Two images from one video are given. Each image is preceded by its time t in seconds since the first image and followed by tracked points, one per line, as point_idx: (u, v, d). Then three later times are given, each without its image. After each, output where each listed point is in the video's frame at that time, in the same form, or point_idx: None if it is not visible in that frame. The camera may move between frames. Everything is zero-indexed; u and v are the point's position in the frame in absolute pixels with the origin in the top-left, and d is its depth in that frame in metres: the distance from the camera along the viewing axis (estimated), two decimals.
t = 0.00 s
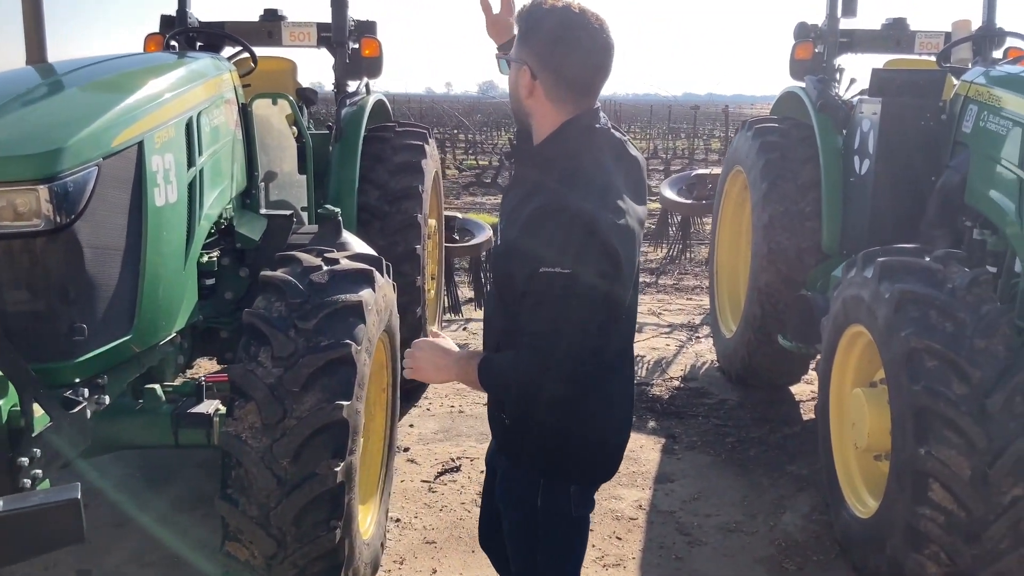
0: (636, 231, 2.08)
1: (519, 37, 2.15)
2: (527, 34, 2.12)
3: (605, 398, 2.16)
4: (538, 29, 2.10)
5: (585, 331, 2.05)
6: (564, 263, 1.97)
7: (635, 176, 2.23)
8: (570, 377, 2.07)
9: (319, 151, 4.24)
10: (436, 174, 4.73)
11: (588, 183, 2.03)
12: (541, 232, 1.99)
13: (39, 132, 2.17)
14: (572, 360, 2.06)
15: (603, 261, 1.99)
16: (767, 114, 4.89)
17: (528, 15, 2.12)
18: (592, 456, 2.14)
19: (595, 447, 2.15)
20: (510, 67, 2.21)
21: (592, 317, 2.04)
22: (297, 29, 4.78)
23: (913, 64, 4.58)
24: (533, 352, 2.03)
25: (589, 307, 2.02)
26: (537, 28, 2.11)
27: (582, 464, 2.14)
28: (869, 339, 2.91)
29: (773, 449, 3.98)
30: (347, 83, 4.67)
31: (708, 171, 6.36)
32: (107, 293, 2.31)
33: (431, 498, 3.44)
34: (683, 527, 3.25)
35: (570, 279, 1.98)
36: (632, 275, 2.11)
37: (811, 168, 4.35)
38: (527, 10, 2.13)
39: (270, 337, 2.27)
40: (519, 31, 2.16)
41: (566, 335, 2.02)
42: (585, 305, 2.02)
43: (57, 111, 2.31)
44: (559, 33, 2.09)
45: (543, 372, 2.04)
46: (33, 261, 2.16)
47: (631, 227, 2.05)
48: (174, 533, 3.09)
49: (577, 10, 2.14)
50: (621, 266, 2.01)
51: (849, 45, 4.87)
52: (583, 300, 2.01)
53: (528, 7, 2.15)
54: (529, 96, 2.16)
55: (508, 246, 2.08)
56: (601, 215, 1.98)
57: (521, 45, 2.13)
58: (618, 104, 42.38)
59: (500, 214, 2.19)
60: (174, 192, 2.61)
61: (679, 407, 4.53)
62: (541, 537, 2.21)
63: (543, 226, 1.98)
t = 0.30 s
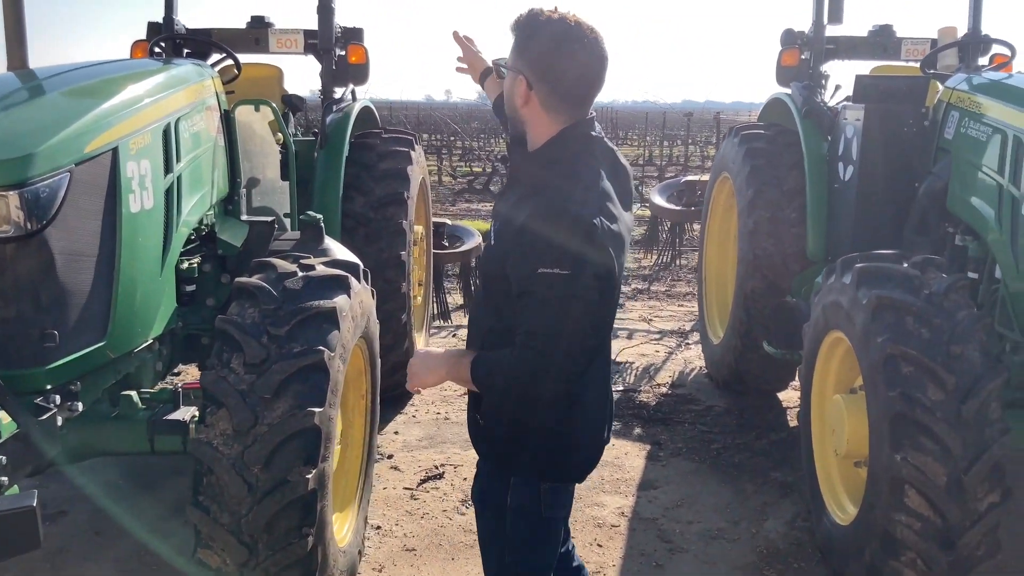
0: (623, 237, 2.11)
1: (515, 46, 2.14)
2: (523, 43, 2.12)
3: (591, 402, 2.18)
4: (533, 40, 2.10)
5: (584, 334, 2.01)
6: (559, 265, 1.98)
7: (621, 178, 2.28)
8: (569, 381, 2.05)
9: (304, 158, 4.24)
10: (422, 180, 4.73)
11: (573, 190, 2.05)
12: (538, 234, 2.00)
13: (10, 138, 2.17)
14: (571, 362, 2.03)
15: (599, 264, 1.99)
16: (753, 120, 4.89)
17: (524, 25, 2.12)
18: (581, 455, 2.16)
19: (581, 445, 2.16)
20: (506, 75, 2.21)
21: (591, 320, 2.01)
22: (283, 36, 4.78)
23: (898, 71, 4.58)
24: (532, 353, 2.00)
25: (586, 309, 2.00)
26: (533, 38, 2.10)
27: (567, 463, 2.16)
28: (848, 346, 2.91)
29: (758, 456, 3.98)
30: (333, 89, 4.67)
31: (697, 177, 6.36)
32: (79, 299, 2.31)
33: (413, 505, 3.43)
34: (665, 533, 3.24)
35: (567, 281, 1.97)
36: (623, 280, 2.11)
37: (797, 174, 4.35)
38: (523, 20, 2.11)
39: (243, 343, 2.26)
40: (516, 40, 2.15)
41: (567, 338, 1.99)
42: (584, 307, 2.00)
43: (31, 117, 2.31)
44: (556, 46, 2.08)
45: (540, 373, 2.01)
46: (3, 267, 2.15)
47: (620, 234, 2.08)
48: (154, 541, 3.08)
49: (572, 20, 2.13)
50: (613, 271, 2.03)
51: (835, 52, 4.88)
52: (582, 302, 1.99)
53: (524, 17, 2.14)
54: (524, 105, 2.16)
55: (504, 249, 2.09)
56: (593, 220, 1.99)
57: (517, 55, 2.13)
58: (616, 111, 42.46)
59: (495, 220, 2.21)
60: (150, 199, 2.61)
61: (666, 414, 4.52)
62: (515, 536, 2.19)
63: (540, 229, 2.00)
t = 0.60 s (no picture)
0: (614, 255, 2.12)
1: (521, 69, 2.19)
2: (529, 67, 2.17)
3: (582, 410, 2.19)
4: (540, 62, 2.15)
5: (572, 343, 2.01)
6: (545, 275, 1.99)
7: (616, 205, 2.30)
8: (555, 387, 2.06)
9: (292, 183, 4.26)
10: (411, 205, 4.74)
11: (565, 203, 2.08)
12: (525, 246, 2.03)
13: None
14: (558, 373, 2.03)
15: (588, 275, 2.00)
16: (741, 146, 4.92)
17: (530, 49, 2.17)
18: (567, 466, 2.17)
19: (567, 456, 2.16)
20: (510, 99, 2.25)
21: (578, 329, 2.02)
22: (274, 61, 4.82)
23: (883, 97, 4.62)
24: (520, 359, 2.01)
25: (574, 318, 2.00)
26: (539, 61, 2.15)
27: (555, 475, 2.16)
28: (829, 370, 2.90)
29: (745, 481, 3.96)
30: (322, 114, 4.70)
31: (688, 202, 6.39)
32: (54, 323, 2.31)
33: (395, 531, 3.40)
34: (649, 559, 3.22)
35: (551, 291, 1.98)
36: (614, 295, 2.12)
37: (783, 199, 4.37)
38: (531, 45, 2.17)
39: (217, 367, 2.26)
40: (522, 64, 2.20)
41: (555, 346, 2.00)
42: (574, 318, 2.00)
43: (9, 140, 2.32)
44: (560, 69, 2.13)
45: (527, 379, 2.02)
46: None
47: (609, 249, 2.10)
48: (132, 567, 3.06)
49: (576, 50, 2.20)
50: (599, 284, 2.03)
51: (822, 77, 4.91)
52: (569, 312, 1.99)
53: (531, 44, 2.20)
54: (526, 126, 2.20)
55: (495, 263, 2.11)
56: (581, 234, 2.01)
57: (523, 76, 2.18)
58: (613, 137, 42.68)
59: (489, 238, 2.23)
60: (129, 223, 2.61)
61: (655, 438, 4.51)
62: (496, 558, 2.18)
63: (527, 241, 2.03)
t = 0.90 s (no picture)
0: (595, 298, 2.20)
1: (514, 128, 2.34)
2: (522, 124, 2.32)
3: (581, 456, 2.27)
4: (532, 119, 2.30)
5: (549, 379, 2.09)
6: (530, 313, 2.08)
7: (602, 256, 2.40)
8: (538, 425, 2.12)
9: (282, 239, 4.28)
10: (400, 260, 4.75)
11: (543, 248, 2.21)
12: (513, 286, 2.13)
13: None
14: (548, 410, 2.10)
15: (566, 313, 2.08)
16: (729, 202, 4.96)
17: (523, 110, 2.33)
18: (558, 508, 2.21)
19: (567, 497, 2.23)
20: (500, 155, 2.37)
21: (554, 365, 2.09)
22: (266, 119, 4.87)
23: (869, 153, 4.67)
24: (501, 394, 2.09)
25: (550, 354, 2.07)
26: (531, 118, 2.31)
27: (556, 516, 2.22)
28: (815, 426, 2.87)
29: (737, 539, 3.89)
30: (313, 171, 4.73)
31: (679, 257, 6.41)
32: (29, 378, 2.29)
33: None
34: None
35: (536, 328, 2.07)
36: (596, 338, 2.19)
37: (770, 254, 4.38)
38: (523, 105, 2.33)
39: (193, 423, 2.23)
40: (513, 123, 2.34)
41: (539, 383, 2.08)
42: (559, 354, 2.09)
43: None
44: (553, 124, 2.28)
45: (509, 416, 2.09)
46: None
47: (593, 291, 2.19)
48: None
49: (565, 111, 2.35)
50: (583, 322, 2.12)
51: (808, 135, 4.97)
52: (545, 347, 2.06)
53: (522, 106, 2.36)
54: (520, 178, 2.32)
55: (486, 306, 2.20)
56: (563, 273, 2.11)
57: (516, 133, 2.32)
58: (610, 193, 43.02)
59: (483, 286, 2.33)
60: (111, 279, 2.62)
61: (646, 496, 4.45)
62: None
63: (514, 282, 2.13)
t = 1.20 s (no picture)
0: (585, 353, 2.23)
1: (508, 198, 2.40)
2: (522, 194, 2.40)
3: (576, 520, 2.23)
4: (534, 190, 2.39)
5: (544, 433, 2.07)
6: (523, 364, 2.08)
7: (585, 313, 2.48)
8: (532, 481, 2.10)
9: (274, 304, 4.27)
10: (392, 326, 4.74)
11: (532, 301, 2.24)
12: (505, 341, 2.13)
13: None
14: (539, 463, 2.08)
15: (559, 365, 2.09)
16: (722, 267, 4.96)
17: (517, 180, 2.40)
18: (558, 569, 2.17)
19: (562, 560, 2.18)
20: (494, 227, 2.41)
21: (548, 419, 2.08)
22: (261, 186, 4.90)
23: (860, 219, 4.69)
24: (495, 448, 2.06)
25: (545, 407, 2.06)
26: (532, 189, 2.39)
27: None
28: (810, 494, 2.82)
29: None
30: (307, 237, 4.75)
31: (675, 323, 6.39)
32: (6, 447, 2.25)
33: None
34: None
35: (530, 379, 2.06)
36: (589, 391, 2.20)
37: (764, 320, 4.37)
38: (515, 176, 2.40)
39: (173, 492, 2.19)
40: (506, 194, 2.40)
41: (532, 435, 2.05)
42: (553, 406, 2.08)
43: None
44: (551, 192, 2.41)
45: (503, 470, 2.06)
46: None
47: (582, 345, 2.22)
48: None
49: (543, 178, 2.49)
50: (576, 374, 2.12)
51: (800, 200, 5.00)
52: (539, 399, 2.06)
53: (506, 174, 2.44)
54: (527, 246, 2.40)
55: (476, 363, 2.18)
56: (552, 323, 2.13)
57: (519, 204, 2.38)
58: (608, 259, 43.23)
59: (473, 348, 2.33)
60: (96, 345, 2.59)
61: (642, 567, 4.35)
62: None
63: (506, 336, 2.13)
